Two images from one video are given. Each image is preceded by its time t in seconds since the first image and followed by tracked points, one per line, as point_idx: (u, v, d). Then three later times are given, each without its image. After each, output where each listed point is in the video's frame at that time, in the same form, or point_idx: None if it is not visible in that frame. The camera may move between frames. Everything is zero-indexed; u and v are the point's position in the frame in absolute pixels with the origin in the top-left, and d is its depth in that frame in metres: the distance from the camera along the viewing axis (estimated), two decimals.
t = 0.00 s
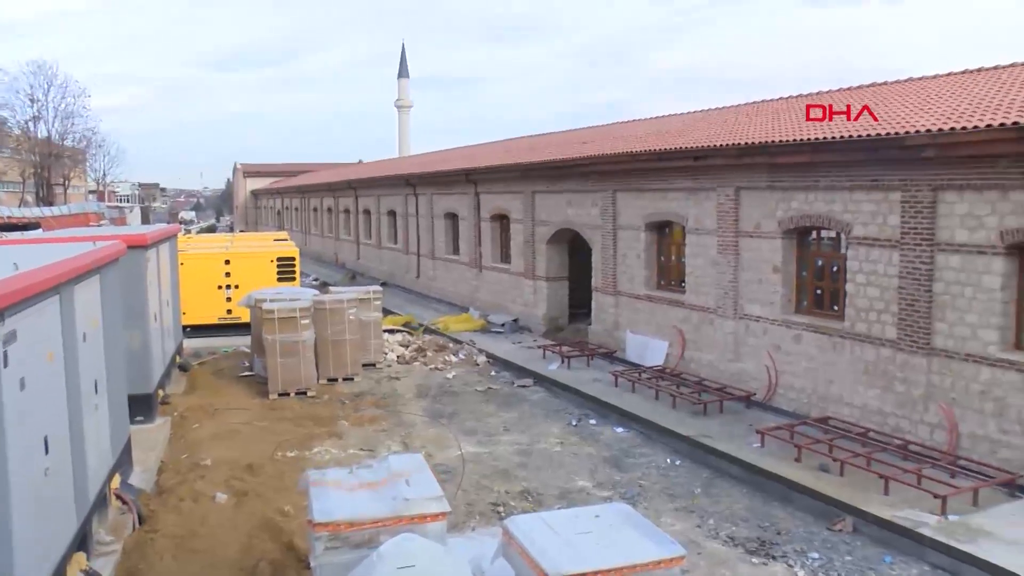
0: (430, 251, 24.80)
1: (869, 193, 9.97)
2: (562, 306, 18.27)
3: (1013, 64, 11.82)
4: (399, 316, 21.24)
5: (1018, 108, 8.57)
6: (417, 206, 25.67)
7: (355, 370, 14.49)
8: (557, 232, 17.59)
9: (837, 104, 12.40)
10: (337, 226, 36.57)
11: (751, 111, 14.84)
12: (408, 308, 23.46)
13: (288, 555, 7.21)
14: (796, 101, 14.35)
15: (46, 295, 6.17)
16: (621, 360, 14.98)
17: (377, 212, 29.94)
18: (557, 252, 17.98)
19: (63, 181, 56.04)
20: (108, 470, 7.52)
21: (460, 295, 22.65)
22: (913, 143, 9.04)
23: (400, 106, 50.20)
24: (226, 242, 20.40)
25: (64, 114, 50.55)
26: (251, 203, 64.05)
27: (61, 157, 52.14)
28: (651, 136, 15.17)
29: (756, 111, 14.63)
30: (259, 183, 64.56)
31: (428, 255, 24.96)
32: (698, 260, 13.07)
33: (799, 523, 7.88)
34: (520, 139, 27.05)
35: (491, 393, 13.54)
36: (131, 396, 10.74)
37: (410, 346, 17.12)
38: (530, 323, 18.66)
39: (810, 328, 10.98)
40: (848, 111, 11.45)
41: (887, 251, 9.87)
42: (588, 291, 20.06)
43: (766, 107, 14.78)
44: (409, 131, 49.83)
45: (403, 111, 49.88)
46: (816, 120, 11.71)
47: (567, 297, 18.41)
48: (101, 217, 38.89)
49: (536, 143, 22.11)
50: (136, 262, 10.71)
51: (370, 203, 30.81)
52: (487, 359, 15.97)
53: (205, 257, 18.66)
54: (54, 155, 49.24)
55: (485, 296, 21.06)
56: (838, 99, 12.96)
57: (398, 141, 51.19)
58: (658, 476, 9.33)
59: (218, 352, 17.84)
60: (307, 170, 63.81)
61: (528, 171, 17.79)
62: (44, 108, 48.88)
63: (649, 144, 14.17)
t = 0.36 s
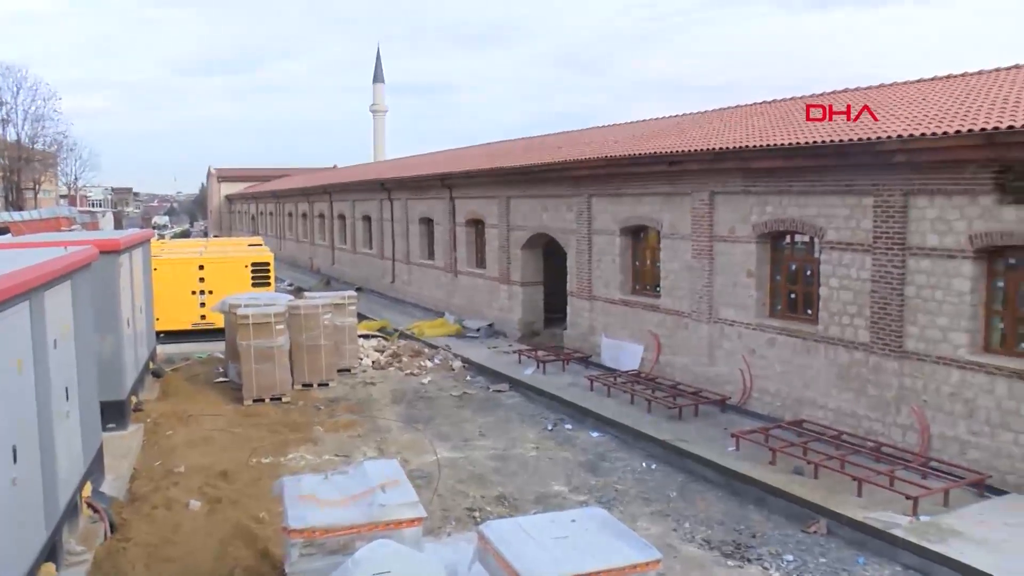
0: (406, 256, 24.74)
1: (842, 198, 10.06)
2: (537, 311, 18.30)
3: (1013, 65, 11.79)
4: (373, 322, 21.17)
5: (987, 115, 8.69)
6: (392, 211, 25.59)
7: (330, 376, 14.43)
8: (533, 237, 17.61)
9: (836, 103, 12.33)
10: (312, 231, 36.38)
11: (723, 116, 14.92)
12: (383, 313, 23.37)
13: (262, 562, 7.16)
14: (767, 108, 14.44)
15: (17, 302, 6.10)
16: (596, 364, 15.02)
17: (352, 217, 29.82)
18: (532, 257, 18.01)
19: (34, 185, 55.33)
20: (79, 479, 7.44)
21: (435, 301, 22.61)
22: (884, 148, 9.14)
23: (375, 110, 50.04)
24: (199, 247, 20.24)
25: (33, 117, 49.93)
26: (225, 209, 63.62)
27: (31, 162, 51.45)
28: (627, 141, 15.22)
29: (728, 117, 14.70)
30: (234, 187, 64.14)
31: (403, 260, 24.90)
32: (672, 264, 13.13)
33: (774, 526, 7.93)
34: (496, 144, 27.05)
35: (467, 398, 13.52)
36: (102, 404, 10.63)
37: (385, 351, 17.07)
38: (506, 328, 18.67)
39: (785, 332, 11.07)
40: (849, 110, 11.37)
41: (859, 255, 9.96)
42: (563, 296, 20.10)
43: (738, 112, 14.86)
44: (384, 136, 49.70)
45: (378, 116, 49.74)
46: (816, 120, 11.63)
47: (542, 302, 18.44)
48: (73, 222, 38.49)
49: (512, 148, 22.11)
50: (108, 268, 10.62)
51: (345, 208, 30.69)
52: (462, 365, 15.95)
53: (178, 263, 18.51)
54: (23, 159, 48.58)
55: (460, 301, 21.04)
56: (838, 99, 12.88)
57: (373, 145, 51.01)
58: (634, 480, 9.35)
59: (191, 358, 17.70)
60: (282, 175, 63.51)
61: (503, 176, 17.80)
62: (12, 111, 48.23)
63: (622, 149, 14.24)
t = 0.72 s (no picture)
0: (382, 261, 24.68)
1: (817, 203, 10.15)
2: (514, 316, 18.33)
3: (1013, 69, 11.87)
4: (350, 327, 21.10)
5: (960, 121, 8.80)
6: (368, 216, 25.52)
7: (306, 382, 14.39)
8: (510, 242, 17.63)
9: (836, 104, 12.37)
10: (288, 237, 36.20)
11: (700, 122, 15.00)
12: (359, 318, 23.31)
13: (238, 569, 7.11)
14: (741, 113, 14.55)
15: None
16: (573, 369, 15.05)
17: (329, 222, 29.72)
18: (509, 262, 18.03)
19: (6, 190, 54.67)
20: (50, 488, 7.36)
21: (412, 306, 22.58)
22: (858, 154, 9.22)
23: (351, 115, 49.89)
24: (174, 252, 20.11)
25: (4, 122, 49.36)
26: (201, 214, 63.20)
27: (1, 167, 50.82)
28: (603, 146, 15.27)
29: (705, 122, 14.77)
30: (211, 192, 63.76)
31: (380, 265, 24.85)
32: (649, 269, 13.19)
33: (751, 529, 7.97)
34: (472, 150, 27.07)
35: (444, 404, 13.51)
36: (76, 411, 10.53)
37: (361, 357, 17.03)
38: (482, 333, 18.67)
39: (760, 337, 11.13)
40: (848, 111, 11.43)
41: (834, 260, 10.05)
42: (540, 301, 20.14)
43: (714, 118, 14.94)
44: (361, 141, 49.57)
45: (354, 121, 49.62)
46: (816, 120, 11.65)
47: (518, 307, 18.47)
48: (45, 227, 38.03)
49: (489, 154, 22.14)
50: (83, 274, 10.52)
51: (321, 213, 30.57)
52: (438, 370, 15.94)
53: (153, 269, 18.38)
54: None
55: (437, 306, 21.02)
56: (839, 98, 12.93)
57: (350, 150, 50.82)
58: (611, 485, 9.38)
59: (166, 365, 17.57)
60: (259, 180, 63.17)
61: (479, 181, 17.82)
62: None
63: (598, 155, 14.28)
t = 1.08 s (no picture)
0: (360, 266, 24.62)
1: (793, 208, 10.23)
2: (492, 321, 18.32)
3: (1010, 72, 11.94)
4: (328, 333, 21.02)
5: (935, 127, 8.89)
6: (347, 221, 25.45)
7: (284, 388, 14.33)
8: (488, 247, 17.64)
9: (835, 104, 12.39)
10: (266, 242, 36.02)
11: (678, 127, 15.06)
12: (337, 323, 23.23)
13: None
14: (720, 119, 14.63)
15: None
16: (551, 374, 15.07)
17: (307, 227, 29.61)
18: (487, 268, 18.03)
19: None
20: (22, 496, 7.28)
21: (390, 311, 22.53)
22: (834, 160, 9.30)
23: (329, 120, 49.72)
24: (151, 258, 19.97)
25: None
26: (178, 219, 62.78)
27: None
28: (582, 151, 15.32)
29: (683, 127, 14.84)
30: (188, 197, 63.36)
31: (358, 270, 24.79)
32: (627, 274, 13.23)
33: (730, 533, 8.00)
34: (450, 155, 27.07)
35: (423, 409, 13.49)
36: (50, 419, 10.43)
37: (339, 363, 16.97)
38: (461, 338, 18.66)
39: (738, 341, 11.20)
40: (848, 111, 11.46)
41: (811, 265, 10.12)
42: (519, 306, 20.16)
43: (693, 123, 15.00)
44: (339, 146, 49.43)
45: (332, 126, 49.49)
46: (816, 120, 11.65)
47: (497, 312, 18.47)
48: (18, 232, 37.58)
49: (467, 159, 22.15)
50: (57, 279, 10.44)
51: (299, 218, 30.45)
52: (417, 376, 15.92)
53: (129, 274, 18.24)
54: None
55: (415, 311, 20.98)
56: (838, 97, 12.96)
57: (328, 155, 50.69)
58: (590, 489, 9.40)
59: (142, 371, 17.44)
60: (237, 184, 62.88)
61: (458, 186, 17.82)
62: None
63: (577, 160, 14.32)
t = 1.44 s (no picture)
0: (340, 271, 24.55)
1: (771, 213, 10.29)
2: (472, 326, 18.31)
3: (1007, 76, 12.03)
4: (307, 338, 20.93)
5: (912, 132, 8.97)
6: (326, 226, 25.38)
7: (263, 394, 14.27)
8: (467, 252, 17.63)
9: (836, 104, 12.42)
10: (245, 247, 35.84)
11: (656, 132, 15.12)
12: (316, 328, 23.15)
13: None
14: (700, 123, 14.70)
15: None
16: (531, 379, 15.07)
17: (286, 232, 29.49)
18: (466, 272, 18.01)
19: None
20: None
21: (370, 316, 22.47)
22: (812, 165, 9.37)
23: (309, 124, 49.55)
24: (129, 263, 19.83)
25: None
26: (156, 223, 62.36)
27: None
28: (560, 156, 15.35)
29: (663, 132, 14.91)
30: (167, 201, 62.96)
31: (337, 275, 24.71)
32: (606, 278, 13.26)
33: (710, 537, 8.03)
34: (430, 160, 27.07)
35: (402, 414, 13.46)
36: (25, 425, 10.31)
37: (318, 368, 16.91)
38: (440, 343, 18.64)
39: (717, 345, 11.25)
40: (848, 111, 11.48)
41: (790, 269, 10.18)
42: (498, 310, 20.15)
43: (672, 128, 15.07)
44: (319, 150, 49.28)
45: (311, 130, 49.35)
46: (816, 120, 11.66)
47: (476, 317, 18.46)
48: None
49: (447, 164, 22.14)
50: (31, 284, 10.34)
51: (278, 223, 30.33)
52: (396, 381, 15.88)
53: (106, 279, 18.11)
54: None
55: (395, 316, 20.93)
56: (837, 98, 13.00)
57: (307, 159, 50.54)
58: (570, 494, 9.41)
59: (119, 377, 17.31)
60: (216, 189, 62.57)
61: (437, 191, 17.82)
62: None
63: (555, 165, 14.35)
